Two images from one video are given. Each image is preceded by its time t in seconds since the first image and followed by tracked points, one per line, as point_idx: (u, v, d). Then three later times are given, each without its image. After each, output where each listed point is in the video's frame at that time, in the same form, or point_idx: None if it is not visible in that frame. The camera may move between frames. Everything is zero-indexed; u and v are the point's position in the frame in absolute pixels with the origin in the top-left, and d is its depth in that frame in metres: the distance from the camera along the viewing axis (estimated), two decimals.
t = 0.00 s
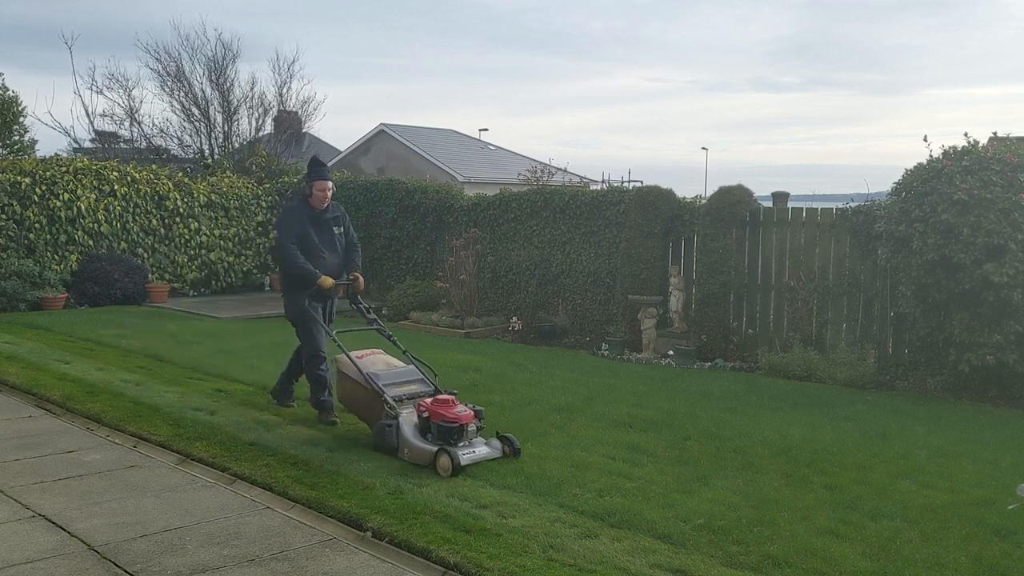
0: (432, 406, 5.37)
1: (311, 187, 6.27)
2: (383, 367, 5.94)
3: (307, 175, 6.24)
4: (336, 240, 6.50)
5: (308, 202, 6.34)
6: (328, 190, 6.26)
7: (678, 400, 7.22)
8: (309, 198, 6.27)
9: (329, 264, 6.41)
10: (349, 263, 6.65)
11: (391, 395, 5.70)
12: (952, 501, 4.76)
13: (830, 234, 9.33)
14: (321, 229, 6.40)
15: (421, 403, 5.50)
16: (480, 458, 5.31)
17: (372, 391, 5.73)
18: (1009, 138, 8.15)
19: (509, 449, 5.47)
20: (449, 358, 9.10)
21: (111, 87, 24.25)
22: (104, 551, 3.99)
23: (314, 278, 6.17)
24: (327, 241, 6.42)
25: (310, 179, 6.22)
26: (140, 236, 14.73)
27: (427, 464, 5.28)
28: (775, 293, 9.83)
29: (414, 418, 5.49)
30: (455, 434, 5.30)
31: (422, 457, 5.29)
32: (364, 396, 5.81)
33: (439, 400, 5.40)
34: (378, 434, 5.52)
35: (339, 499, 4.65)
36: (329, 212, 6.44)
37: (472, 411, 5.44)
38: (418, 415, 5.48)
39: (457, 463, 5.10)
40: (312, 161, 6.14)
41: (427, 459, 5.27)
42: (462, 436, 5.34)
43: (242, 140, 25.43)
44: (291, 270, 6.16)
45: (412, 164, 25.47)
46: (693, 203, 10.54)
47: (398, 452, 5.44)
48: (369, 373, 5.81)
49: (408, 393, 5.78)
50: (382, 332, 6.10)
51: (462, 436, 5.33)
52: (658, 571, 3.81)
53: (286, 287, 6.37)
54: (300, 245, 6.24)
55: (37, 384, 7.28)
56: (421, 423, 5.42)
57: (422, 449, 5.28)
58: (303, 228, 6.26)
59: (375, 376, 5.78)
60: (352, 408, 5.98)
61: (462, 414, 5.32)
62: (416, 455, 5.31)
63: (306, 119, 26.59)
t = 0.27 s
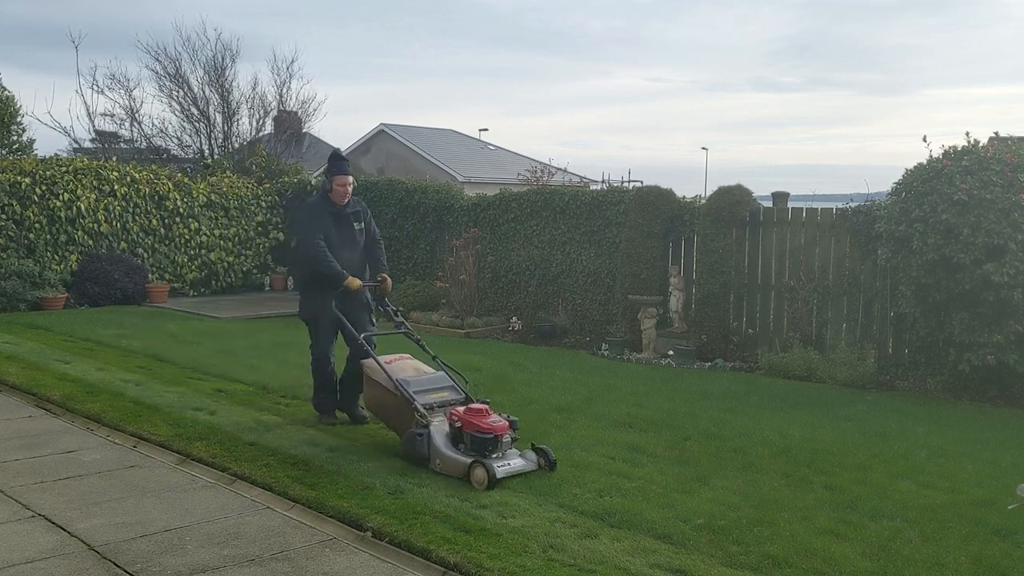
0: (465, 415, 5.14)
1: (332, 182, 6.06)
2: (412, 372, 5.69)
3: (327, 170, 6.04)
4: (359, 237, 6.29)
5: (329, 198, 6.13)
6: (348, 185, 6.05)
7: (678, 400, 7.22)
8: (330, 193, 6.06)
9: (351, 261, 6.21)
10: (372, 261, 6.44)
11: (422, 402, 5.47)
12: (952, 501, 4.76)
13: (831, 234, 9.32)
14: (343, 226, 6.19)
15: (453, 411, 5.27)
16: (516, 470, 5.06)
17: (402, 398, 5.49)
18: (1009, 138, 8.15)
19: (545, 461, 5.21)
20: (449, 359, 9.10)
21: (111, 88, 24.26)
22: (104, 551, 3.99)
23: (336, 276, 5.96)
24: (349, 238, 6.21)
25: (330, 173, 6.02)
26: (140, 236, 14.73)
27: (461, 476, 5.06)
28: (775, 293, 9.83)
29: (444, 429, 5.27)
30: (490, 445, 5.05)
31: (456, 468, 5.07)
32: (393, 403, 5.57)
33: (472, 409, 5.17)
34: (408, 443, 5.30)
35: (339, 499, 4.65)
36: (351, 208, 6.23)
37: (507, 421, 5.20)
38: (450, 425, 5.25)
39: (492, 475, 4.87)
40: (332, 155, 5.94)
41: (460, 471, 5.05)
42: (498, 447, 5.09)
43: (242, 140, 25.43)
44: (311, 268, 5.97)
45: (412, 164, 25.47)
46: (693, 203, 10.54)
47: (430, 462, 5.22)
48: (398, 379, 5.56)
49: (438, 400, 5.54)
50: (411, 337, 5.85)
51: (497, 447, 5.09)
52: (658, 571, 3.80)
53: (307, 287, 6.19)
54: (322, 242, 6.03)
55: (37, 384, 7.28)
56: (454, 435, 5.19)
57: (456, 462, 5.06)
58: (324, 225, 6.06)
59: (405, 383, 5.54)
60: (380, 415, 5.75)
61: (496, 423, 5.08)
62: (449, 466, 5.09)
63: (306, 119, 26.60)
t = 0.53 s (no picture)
0: (496, 424, 4.97)
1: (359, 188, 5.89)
2: (439, 381, 5.48)
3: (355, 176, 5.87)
4: (385, 244, 6.12)
5: (355, 204, 5.97)
6: (377, 191, 5.88)
7: (678, 400, 7.22)
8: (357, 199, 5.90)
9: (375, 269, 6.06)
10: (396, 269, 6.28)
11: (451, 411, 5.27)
12: (952, 501, 4.76)
13: (831, 234, 9.32)
14: (369, 232, 6.03)
15: (483, 420, 5.09)
16: (551, 481, 4.87)
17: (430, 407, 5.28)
18: (1010, 138, 8.14)
19: (581, 471, 5.02)
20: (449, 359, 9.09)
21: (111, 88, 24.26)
22: (105, 551, 3.99)
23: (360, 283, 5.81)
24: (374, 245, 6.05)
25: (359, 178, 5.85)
26: (140, 236, 14.73)
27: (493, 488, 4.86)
28: (775, 293, 9.83)
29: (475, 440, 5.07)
30: (523, 455, 4.86)
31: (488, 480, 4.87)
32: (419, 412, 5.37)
33: (503, 417, 4.99)
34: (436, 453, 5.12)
35: (339, 499, 4.65)
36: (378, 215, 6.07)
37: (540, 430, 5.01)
38: (481, 435, 5.07)
39: (527, 486, 4.68)
40: (362, 161, 5.77)
41: (493, 484, 4.86)
42: (532, 458, 4.90)
43: (242, 140, 25.42)
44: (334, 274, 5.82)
45: (412, 164, 25.47)
46: (693, 203, 10.53)
47: (460, 473, 5.02)
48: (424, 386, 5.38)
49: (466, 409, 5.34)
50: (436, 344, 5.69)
51: (530, 457, 4.90)
52: (658, 571, 3.80)
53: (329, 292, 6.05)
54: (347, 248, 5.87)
55: (38, 384, 7.28)
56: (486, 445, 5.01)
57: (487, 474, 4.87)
58: (350, 231, 5.89)
59: (433, 391, 5.33)
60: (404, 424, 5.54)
61: (530, 433, 4.89)
62: (481, 477, 4.90)
63: (306, 119, 26.60)
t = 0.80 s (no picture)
0: (525, 432, 4.82)
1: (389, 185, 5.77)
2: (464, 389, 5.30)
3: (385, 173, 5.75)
4: (412, 245, 5.99)
5: (384, 202, 5.84)
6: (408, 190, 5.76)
7: (678, 400, 7.22)
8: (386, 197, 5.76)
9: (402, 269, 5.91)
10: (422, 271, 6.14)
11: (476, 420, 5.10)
12: (951, 501, 4.76)
13: (830, 234, 9.32)
14: (396, 232, 5.90)
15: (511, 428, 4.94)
16: (583, 490, 4.73)
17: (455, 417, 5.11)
18: (1010, 138, 8.14)
19: (613, 480, 4.86)
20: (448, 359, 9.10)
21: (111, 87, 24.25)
22: (104, 551, 3.99)
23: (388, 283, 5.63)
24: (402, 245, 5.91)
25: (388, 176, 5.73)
26: (140, 236, 14.74)
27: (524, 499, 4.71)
28: (775, 293, 9.83)
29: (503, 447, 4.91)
30: (553, 464, 4.73)
31: (519, 490, 4.72)
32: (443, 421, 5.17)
33: (532, 424, 4.84)
34: (464, 464, 4.95)
35: (339, 499, 4.66)
36: (406, 214, 5.94)
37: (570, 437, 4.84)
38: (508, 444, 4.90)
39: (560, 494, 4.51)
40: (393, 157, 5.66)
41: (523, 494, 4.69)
42: (562, 466, 4.77)
43: (242, 140, 25.42)
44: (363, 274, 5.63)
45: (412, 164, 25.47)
46: (693, 203, 10.53)
47: (488, 483, 4.88)
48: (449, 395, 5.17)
49: (492, 418, 5.17)
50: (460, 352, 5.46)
51: (561, 465, 4.77)
52: (658, 571, 3.80)
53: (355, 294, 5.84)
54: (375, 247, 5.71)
55: (37, 384, 7.28)
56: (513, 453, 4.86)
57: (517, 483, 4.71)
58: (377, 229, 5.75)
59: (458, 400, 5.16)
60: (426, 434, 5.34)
61: (560, 441, 4.73)
62: (511, 487, 4.75)
63: (307, 119, 26.60)
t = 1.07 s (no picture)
0: (562, 442, 4.60)
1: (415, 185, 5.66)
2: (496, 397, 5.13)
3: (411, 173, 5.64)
4: (438, 246, 5.86)
5: (410, 203, 5.72)
6: (433, 189, 5.64)
7: (678, 400, 7.22)
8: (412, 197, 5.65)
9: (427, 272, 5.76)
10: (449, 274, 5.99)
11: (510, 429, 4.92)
12: (951, 501, 4.76)
13: (830, 234, 9.32)
14: (422, 232, 5.79)
15: (548, 438, 4.72)
16: (624, 503, 4.47)
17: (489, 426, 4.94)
18: (1010, 138, 8.14)
19: (654, 492, 4.67)
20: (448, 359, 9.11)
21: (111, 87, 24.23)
22: (104, 551, 3.99)
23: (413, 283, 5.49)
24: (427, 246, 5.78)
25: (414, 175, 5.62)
26: (140, 236, 14.74)
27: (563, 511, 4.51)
28: (775, 293, 9.82)
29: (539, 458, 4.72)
30: (594, 476, 4.48)
31: (557, 502, 4.52)
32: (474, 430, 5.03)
33: (569, 434, 4.62)
34: (498, 475, 4.78)
35: (339, 499, 4.66)
36: (432, 215, 5.82)
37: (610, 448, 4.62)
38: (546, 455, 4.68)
39: (601, 508, 4.32)
40: (418, 155, 5.55)
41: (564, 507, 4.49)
42: (603, 478, 4.52)
43: (242, 139, 25.42)
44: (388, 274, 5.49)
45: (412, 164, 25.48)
46: (693, 203, 10.53)
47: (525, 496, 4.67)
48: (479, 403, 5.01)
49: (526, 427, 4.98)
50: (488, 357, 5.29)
51: (602, 477, 4.52)
52: (658, 571, 3.80)
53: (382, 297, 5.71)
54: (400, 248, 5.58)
55: (37, 384, 7.28)
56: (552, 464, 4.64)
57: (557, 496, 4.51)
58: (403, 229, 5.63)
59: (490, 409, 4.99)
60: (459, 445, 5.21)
61: (600, 451, 4.51)
62: (549, 500, 4.55)
63: (307, 119, 26.61)
